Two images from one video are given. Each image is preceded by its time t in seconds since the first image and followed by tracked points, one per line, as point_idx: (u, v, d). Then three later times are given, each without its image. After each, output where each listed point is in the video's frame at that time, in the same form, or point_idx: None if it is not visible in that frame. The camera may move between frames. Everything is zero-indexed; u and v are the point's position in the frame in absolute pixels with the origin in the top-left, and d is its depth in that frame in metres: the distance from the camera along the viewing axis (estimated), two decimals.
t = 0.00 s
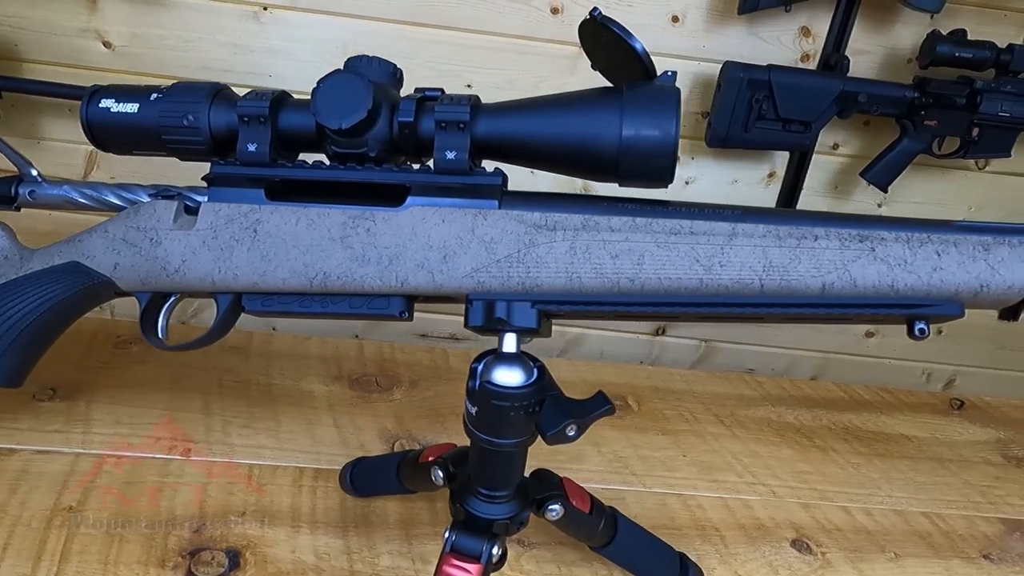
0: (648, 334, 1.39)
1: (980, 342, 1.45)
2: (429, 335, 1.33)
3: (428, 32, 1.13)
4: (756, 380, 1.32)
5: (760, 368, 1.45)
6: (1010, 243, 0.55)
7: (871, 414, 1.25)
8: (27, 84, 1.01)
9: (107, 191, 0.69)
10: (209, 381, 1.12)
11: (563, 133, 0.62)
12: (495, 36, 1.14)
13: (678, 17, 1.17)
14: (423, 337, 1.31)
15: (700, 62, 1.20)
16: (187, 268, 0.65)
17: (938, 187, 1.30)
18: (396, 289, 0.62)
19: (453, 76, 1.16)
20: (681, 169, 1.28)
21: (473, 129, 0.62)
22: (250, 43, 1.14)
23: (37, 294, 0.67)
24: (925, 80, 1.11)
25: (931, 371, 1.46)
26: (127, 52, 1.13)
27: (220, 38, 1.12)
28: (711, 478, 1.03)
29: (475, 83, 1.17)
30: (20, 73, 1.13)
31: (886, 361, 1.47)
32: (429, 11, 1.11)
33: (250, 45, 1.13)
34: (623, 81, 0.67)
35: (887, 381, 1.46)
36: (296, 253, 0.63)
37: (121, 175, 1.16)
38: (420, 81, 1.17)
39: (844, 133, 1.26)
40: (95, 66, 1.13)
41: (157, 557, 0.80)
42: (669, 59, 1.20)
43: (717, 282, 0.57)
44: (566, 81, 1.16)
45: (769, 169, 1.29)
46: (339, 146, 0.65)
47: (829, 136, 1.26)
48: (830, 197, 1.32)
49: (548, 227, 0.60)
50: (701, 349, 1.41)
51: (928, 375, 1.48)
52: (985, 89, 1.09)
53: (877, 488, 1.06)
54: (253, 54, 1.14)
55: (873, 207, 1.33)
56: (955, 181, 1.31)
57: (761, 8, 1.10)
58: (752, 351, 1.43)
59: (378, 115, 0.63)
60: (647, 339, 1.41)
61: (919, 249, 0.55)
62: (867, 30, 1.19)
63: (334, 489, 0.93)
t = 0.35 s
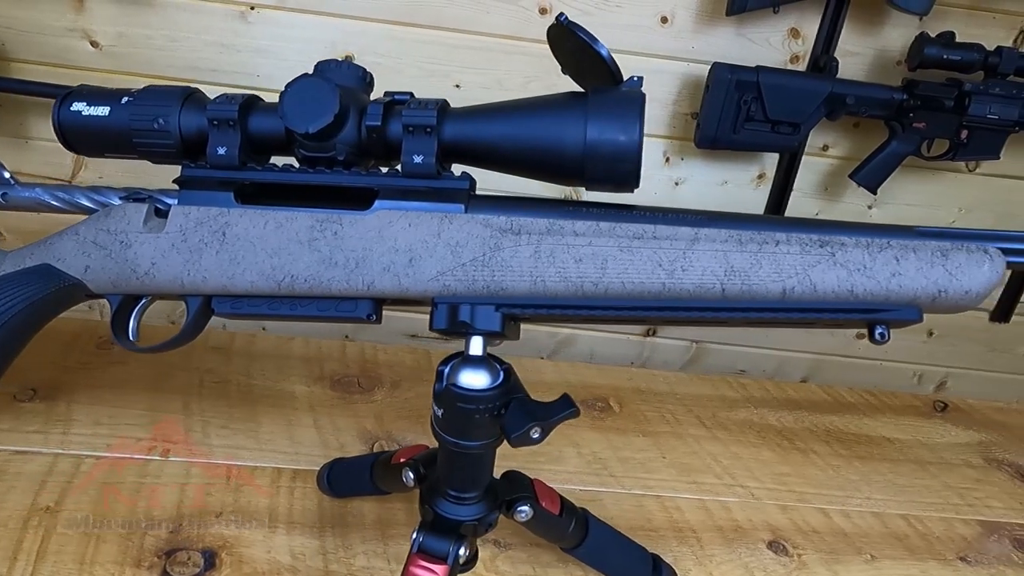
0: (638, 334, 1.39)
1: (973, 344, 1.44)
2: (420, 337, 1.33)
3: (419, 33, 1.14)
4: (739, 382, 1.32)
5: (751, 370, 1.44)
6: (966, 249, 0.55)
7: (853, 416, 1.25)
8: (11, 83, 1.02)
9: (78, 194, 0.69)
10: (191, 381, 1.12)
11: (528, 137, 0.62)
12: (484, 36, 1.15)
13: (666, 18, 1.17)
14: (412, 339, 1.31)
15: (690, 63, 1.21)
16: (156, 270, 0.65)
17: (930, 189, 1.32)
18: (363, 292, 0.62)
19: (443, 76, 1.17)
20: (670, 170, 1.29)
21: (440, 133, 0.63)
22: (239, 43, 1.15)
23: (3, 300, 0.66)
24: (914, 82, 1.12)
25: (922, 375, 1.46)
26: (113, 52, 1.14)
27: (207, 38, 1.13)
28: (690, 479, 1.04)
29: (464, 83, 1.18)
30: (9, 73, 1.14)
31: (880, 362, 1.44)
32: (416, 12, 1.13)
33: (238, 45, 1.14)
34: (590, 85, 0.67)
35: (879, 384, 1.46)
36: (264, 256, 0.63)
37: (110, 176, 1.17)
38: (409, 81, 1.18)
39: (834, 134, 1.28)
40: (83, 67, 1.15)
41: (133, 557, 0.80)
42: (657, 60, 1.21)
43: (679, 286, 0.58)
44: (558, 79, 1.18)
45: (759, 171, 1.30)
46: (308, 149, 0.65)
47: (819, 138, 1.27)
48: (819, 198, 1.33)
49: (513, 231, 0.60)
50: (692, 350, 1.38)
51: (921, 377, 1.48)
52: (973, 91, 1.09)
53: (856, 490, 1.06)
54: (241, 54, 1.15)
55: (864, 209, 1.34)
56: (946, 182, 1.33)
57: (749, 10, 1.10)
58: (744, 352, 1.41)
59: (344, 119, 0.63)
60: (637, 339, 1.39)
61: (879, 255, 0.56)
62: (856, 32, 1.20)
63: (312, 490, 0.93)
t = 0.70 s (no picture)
0: (629, 336, 1.42)
1: (961, 346, 1.49)
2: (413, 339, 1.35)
3: (410, 35, 1.17)
4: (722, 382, 1.33)
5: (742, 370, 1.47)
6: (926, 247, 0.56)
7: (835, 416, 1.26)
8: None
9: (54, 196, 0.70)
10: (174, 381, 1.13)
11: (495, 138, 0.63)
12: (473, 38, 1.18)
13: (656, 20, 1.20)
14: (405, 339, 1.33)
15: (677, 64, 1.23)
16: (128, 270, 0.66)
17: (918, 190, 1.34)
18: (332, 291, 0.63)
19: (432, 79, 1.20)
20: (660, 171, 1.31)
21: (408, 134, 0.63)
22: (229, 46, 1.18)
23: None
24: (901, 83, 1.14)
25: (912, 375, 1.50)
26: (104, 54, 1.17)
27: (199, 41, 1.16)
28: (669, 478, 1.04)
29: (453, 85, 1.21)
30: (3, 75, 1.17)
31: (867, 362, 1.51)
32: (405, 15, 1.15)
33: (229, 47, 1.17)
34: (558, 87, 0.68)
35: (868, 383, 1.50)
36: (235, 255, 0.63)
37: (103, 177, 1.18)
38: (398, 83, 1.21)
39: (823, 136, 1.30)
40: (76, 69, 1.18)
41: (111, 555, 0.80)
42: (645, 63, 1.23)
43: (643, 285, 0.58)
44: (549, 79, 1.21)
45: (749, 172, 1.31)
46: (279, 150, 0.66)
47: (807, 140, 1.30)
48: (808, 199, 1.36)
49: (479, 230, 0.60)
50: (682, 351, 1.42)
51: (912, 377, 1.51)
52: (960, 93, 1.11)
53: (835, 489, 1.07)
54: (233, 56, 1.18)
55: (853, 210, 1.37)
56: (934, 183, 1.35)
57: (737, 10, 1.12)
58: (733, 353, 1.46)
59: (314, 120, 0.64)
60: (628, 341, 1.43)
61: (840, 253, 0.56)
62: (844, 34, 1.23)
63: (291, 489, 0.93)
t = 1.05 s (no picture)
0: (618, 335, 1.44)
1: (949, 345, 1.51)
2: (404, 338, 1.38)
3: (398, 35, 1.19)
4: (702, 379, 1.34)
5: (731, 368, 1.50)
6: (878, 240, 0.57)
7: (813, 412, 1.27)
8: None
9: (26, 192, 0.71)
10: (156, 378, 1.14)
11: (457, 134, 0.63)
12: (461, 39, 1.20)
13: (641, 20, 1.22)
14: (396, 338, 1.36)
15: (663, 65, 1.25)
16: (97, 265, 0.67)
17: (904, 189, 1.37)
18: (296, 285, 0.64)
19: (420, 80, 1.22)
20: (647, 171, 1.33)
21: (372, 130, 0.64)
22: (218, 47, 1.19)
23: None
24: (886, 83, 1.16)
25: (902, 373, 1.53)
26: (94, 55, 1.18)
27: (187, 42, 1.18)
28: (645, 473, 1.05)
29: (441, 86, 1.22)
30: None
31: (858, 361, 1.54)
32: (393, 17, 1.18)
33: (217, 49, 1.19)
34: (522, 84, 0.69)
35: (857, 382, 1.52)
36: (201, 250, 0.64)
37: (92, 177, 1.19)
38: (386, 84, 1.22)
39: (810, 136, 1.32)
40: (66, 70, 1.19)
41: (85, 548, 0.81)
42: (631, 62, 1.25)
43: (600, 278, 0.59)
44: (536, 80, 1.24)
45: (735, 171, 1.33)
46: (247, 147, 0.66)
47: (794, 139, 1.32)
48: (796, 199, 1.37)
49: (441, 224, 0.61)
50: (671, 350, 1.45)
51: (900, 376, 1.55)
52: (944, 91, 1.13)
53: (810, 484, 1.08)
54: (221, 57, 1.20)
55: (840, 209, 1.37)
56: (920, 181, 1.37)
57: (722, 10, 1.15)
58: (723, 352, 1.49)
59: (279, 116, 0.65)
60: (618, 340, 1.45)
61: (793, 246, 0.57)
62: (831, 34, 1.25)
63: (268, 485, 0.94)
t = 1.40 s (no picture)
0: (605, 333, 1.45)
1: (935, 343, 1.53)
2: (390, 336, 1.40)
3: (383, 35, 1.20)
4: (679, 375, 1.36)
5: (718, 367, 1.52)
6: (820, 234, 0.58)
7: (787, 408, 1.28)
8: None
9: None
10: (133, 374, 1.15)
11: (414, 130, 0.64)
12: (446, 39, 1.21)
13: (625, 20, 1.23)
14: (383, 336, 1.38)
15: (647, 65, 1.27)
16: (60, 259, 0.68)
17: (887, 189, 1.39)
18: (255, 279, 0.65)
19: (406, 79, 1.23)
20: (633, 170, 1.34)
21: (331, 126, 0.65)
22: (204, 46, 1.21)
23: None
24: (867, 83, 1.18)
25: (888, 372, 1.55)
26: (80, 54, 1.20)
27: (174, 41, 1.19)
28: (616, 468, 1.06)
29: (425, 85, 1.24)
30: None
31: (845, 359, 1.55)
32: (378, 16, 1.19)
33: (203, 47, 1.20)
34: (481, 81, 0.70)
35: (844, 380, 1.54)
36: (162, 245, 0.65)
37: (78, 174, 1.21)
38: (372, 83, 1.24)
39: (794, 135, 1.33)
40: (53, 68, 1.20)
41: (54, 541, 0.82)
42: (615, 62, 1.26)
43: (550, 272, 0.60)
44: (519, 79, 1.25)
45: (721, 170, 1.35)
46: (209, 143, 0.67)
47: (778, 139, 1.33)
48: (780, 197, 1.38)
49: (396, 219, 0.62)
50: (658, 348, 1.47)
51: (886, 375, 1.57)
52: (924, 91, 1.16)
53: (780, 478, 1.09)
54: (206, 56, 1.21)
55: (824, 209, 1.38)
56: (904, 181, 1.39)
57: (703, 10, 1.15)
58: (710, 350, 1.50)
59: (239, 113, 0.66)
60: (605, 338, 1.46)
61: (738, 241, 0.58)
62: (814, 34, 1.26)
63: (239, 479, 0.95)
